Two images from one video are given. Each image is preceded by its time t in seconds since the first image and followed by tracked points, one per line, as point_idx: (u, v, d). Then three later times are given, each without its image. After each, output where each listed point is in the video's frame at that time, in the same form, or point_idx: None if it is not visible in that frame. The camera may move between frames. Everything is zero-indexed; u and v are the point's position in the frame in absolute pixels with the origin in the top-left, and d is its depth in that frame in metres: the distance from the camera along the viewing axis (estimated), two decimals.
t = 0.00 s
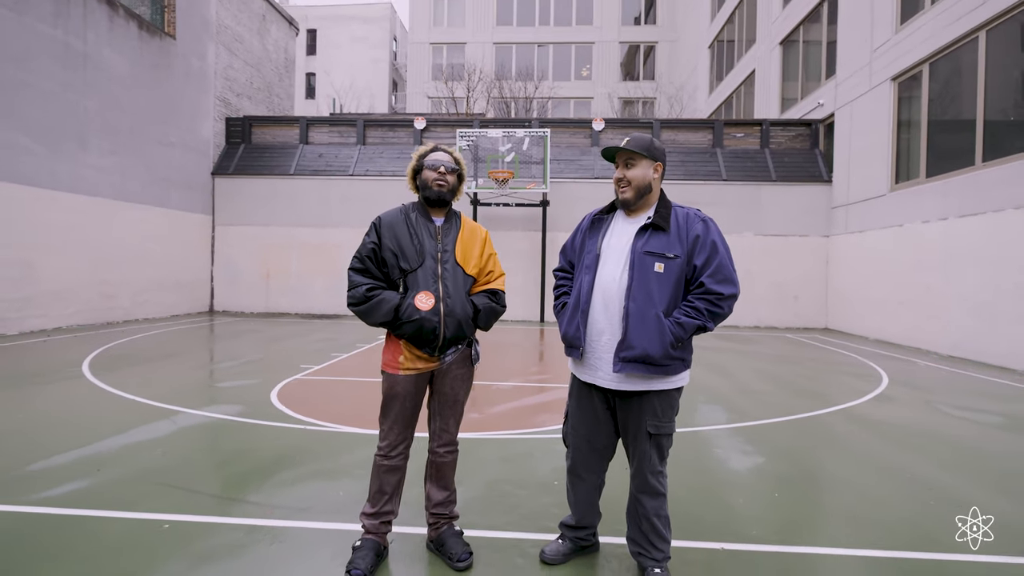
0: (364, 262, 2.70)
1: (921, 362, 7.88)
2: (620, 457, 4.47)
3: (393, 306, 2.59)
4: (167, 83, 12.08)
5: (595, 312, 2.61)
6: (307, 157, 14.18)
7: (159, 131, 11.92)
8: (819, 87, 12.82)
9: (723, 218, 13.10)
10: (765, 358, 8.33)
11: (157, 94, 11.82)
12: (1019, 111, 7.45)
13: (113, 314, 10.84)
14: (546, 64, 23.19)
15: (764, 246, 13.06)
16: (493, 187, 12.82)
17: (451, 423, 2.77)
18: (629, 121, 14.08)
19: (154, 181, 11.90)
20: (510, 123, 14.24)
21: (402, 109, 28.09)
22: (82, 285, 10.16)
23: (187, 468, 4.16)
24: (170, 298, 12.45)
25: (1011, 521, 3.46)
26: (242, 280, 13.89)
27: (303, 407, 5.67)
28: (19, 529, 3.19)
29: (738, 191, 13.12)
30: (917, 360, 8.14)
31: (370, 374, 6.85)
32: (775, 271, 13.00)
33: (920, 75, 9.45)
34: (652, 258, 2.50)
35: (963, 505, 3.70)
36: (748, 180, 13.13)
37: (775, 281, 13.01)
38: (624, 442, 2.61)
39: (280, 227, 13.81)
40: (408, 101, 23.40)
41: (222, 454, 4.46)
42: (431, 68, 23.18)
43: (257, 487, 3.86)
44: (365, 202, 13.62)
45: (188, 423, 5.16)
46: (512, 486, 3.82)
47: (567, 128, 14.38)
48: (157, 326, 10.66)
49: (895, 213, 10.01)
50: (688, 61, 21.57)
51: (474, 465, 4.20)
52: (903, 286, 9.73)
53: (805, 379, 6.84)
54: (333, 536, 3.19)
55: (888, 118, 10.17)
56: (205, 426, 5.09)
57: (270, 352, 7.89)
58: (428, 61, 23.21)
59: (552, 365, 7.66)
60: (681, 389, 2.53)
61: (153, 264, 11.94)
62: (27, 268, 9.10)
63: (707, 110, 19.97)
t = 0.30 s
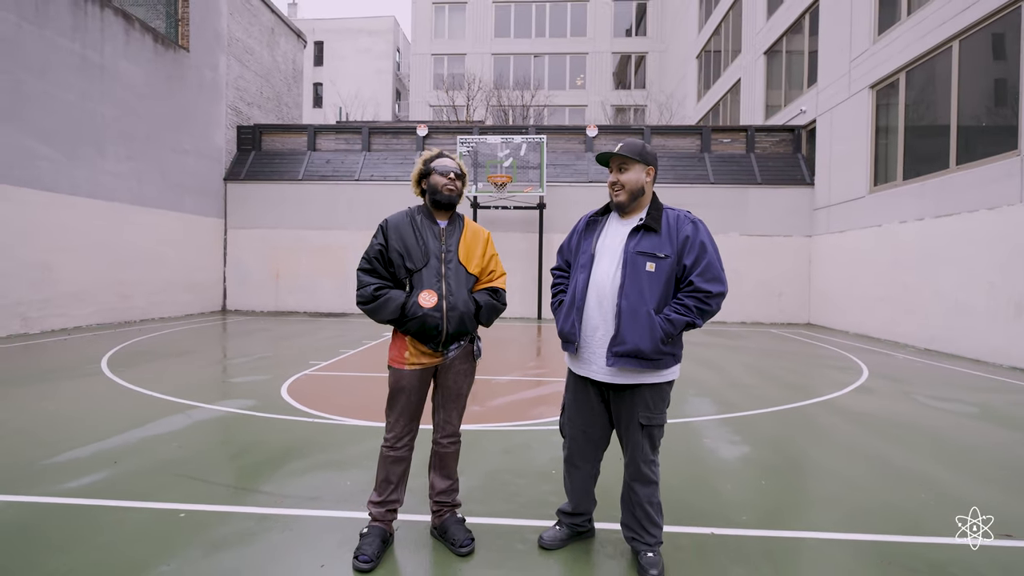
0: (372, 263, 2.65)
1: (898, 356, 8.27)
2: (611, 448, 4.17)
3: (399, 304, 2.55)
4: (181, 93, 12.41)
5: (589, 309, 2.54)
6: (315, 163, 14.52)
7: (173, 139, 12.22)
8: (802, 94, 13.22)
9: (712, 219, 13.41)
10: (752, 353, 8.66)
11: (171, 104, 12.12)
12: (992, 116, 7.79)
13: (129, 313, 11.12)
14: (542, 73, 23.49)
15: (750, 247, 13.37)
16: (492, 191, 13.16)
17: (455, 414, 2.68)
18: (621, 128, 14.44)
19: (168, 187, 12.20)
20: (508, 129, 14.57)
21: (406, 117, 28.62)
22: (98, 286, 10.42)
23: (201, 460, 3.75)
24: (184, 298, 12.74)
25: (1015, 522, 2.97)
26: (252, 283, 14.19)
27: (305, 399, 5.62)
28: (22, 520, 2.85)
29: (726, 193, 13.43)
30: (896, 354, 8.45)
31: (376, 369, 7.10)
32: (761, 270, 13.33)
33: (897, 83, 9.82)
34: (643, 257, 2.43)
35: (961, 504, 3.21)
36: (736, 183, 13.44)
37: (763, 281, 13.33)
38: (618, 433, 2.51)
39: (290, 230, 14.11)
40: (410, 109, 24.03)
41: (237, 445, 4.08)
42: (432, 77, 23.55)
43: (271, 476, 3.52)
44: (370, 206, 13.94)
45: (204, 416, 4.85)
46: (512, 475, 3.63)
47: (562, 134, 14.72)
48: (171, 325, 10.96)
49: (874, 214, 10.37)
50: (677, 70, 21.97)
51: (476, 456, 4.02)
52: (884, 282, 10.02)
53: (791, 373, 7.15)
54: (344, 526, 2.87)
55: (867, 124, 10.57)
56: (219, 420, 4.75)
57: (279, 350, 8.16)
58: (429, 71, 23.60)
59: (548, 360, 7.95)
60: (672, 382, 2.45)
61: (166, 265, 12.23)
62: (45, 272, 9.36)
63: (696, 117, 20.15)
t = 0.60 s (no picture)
0: (368, 261, 2.66)
1: (896, 353, 8.30)
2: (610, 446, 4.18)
3: (394, 302, 2.55)
4: (177, 92, 12.37)
5: (586, 307, 2.55)
6: (312, 163, 14.50)
7: (169, 138, 12.18)
8: (798, 93, 13.25)
9: (709, 218, 13.42)
10: (750, 351, 8.68)
11: (167, 102, 12.08)
12: (987, 114, 7.82)
13: (127, 314, 11.10)
14: (539, 73, 23.47)
15: (748, 245, 13.41)
16: (490, 190, 13.13)
17: (451, 414, 2.67)
18: (618, 126, 14.45)
19: (165, 186, 12.16)
20: (505, 129, 14.58)
21: (403, 116, 28.58)
22: (96, 286, 10.40)
23: (200, 460, 3.75)
24: (182, 297, 12.74)
25: (1016, 521, 2.95)
26: (251, 283, 14.18)
27: (304, 398, 5.64)
28: (21, 521, 2.84)
29: (723, 191, 13.46)
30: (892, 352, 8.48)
31: (374, 369, 7.10)
32: (758, 269, 13.36)
33: (892, 82, 9.85)
34: (640, 256, 2.43)
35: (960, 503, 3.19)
36: (733, 181, 13.48)
37: (760, 279, 13.36)
38: (616, 431, 2.52)
39: (289, 230, 14.10)
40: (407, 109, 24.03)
41: (234, 445, 4.08)
42: (429, 76, 23.51)
43: (269, 475, 3.52)
44: (368, 206, 13.93)
45: (202, 416, 4.84)
46: (510, 474, 3.64)
47: (560, 133, 14.73)
48: (168, 325, 10.93)
49: (870, 213, 10.41)
50: (674, 69, 21.94)
51: (474, 453, 4.05)
52: (881, 280, 10.06)
53: (789, 371, 7.17)
54: (341, 525, 2.87)
55: (864, 123, 10.59)
56: (217, 420, 4.75)
57: (277, 350, 8.15)
58: (426, 70, 23.56)
59: (546, 359, 7.95)
60: (670, 380, 2.46)
61: (163, 265, 12.19)
62: (43, 271, 9.35)
63: (692, 116, 20.27)
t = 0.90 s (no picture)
0: (362, 259, 2.65)
1: (893, 350, 8.33)
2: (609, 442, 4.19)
3: (387, 298, 2.53)
4: (174, 89, 12.31)
5: (586, 305, 2.55)
6: (310, 160, 14.47)
7: (166, 136, 12.14)
8: (796, 90, 13.25)
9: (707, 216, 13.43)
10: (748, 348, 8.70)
11: (164, 100, 12.04)
12: (984, 112, 7.83)
13: (124, 312, 11.08)
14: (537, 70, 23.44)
15: (745, 243, 13.42)
16: (488, 188, 13.06)
17: (447, 412, 2.66)
18: (617, 124, 14.45)
19: (162, 184, 12.13)
20: (503, 126, 14.56)
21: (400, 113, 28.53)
22: (93, 284, 10.38)
23: (198, 458, 3.74)
24: (180, 295, 12.72)
25: (1017, 522, 2.92)
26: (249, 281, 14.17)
27: (303, 396, 5.64)
28: (19, 518, 2.84)
29: (721, 189, 13.47)
30: (889, 348, 8.51)
31: (372, 367, 7.10)
32: (756, 266, 13.37)
33: (890, 79, 9.86)
34: (640, 253, 2.43)
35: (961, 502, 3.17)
36: (731, 179, 13.48)
37: (757, 276, 13.38)
38: (615, 428, 2.53)
39: (287, 227, 14.08)
40: (405, 106, 23.98)
41: (231, 442, 4.08)
42: (427, 74, 23.47)
43: (268, 473, 3.51)
44: (366, 203, 13.91)
45: (200, 414, 4.84)
46: (509, 470, 3.65)
47: (558, 131, 14.71)
48: (166, 323, 10.91)
49: (868, 210, 10.43)
50: (672, 66, 21.92)
51: (473, 450, 4.06)
52: (878, 277, 10.09)
53: (786, 367, 7.19)
54: (340, 522, 2.87)
55: (861, 120, 10.59)
56: (216, 418, 4.75)
57: (275, 348, 8.15)
58: (423, 68, 23.52)
59: (545, 357, 7.96)
60: (669, 377, 2.46)
61: (161, 263, 12.16)
62: (40, 269, 9.33)
63: (690, 113, 20.28)
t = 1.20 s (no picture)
0: (353, 253, 2.67)
1: (890, 344, 8.36)
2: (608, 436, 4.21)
3: (375, 289, 2.54)
4: (170, 84, 12.24)
5: (588, 300, 2.55)
6: (308, 156, 14.41)
7: (163, 132, 12.08)
8: (795, 84, 13.23)
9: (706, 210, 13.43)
10: (745, 342, 8.72)
11: (160, 95, 11.97)
12: (982, 105, 7.83)
13: (122, 309, 11.06)
14: (535, 65, 23.36)
15: (744, 237, 13.43)
16: (486, 183, 13.08)
17: (443, 407, 2.65)
18: (615, 119, 14.41)
19: (158, 180, 12.08)
20: (501, 121, 14.51)
21: (398, 108, 28.43)
22: (91, 280, 10.36)
23: (197, 455, 3.74)
24: (178, 292, 12.70)
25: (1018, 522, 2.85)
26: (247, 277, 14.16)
27: (302, 391, 5.64)
28: (20, 516, 2.84)
29: (720, 183, 13.45)
30: (886, 342, 8.54)
31: (371, 362, 7.10)
32: (754, 260, 13.39)
33: (888, 73, 9.84)
34: (642, 247, 2.43)
35: (960, 501, 3.10)
36: (730, 174, 13.47)
37: (756, 271, 13.40)
38: (616, 422, 2.54)
39: (285, 223, 14.04)
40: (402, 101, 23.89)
41: (230, 439, 4.08)
42: (425, 69, 23.38)
43: (268, 469, 3.52)
44: (363, 199, 13.87)
45: (199, 410, 4.84)
46: (507, 465, 3.66)
47: (556, 126, 14.68)
48: (164, 320, 10.90)
49: (866, 205, 10.44)
50: (670, 61, 21.85)
51: (472, 445, 4.07)
52: (876, 272, 10.11)
53: (783, 362, 7.22)
54: (340, 517, 2.88)
55: (860, 114, 10.58)
56: (215, 414, 4.75)
57: (274, 344, 8.14)
58: (421, 62, 23.42)
59: (543, 352, 7.97)
60: (671, 372, 2.47)
61: (158, 260, 12.12)
62: (38, 266, 9.31)
63: (688, 108, 20.24)
